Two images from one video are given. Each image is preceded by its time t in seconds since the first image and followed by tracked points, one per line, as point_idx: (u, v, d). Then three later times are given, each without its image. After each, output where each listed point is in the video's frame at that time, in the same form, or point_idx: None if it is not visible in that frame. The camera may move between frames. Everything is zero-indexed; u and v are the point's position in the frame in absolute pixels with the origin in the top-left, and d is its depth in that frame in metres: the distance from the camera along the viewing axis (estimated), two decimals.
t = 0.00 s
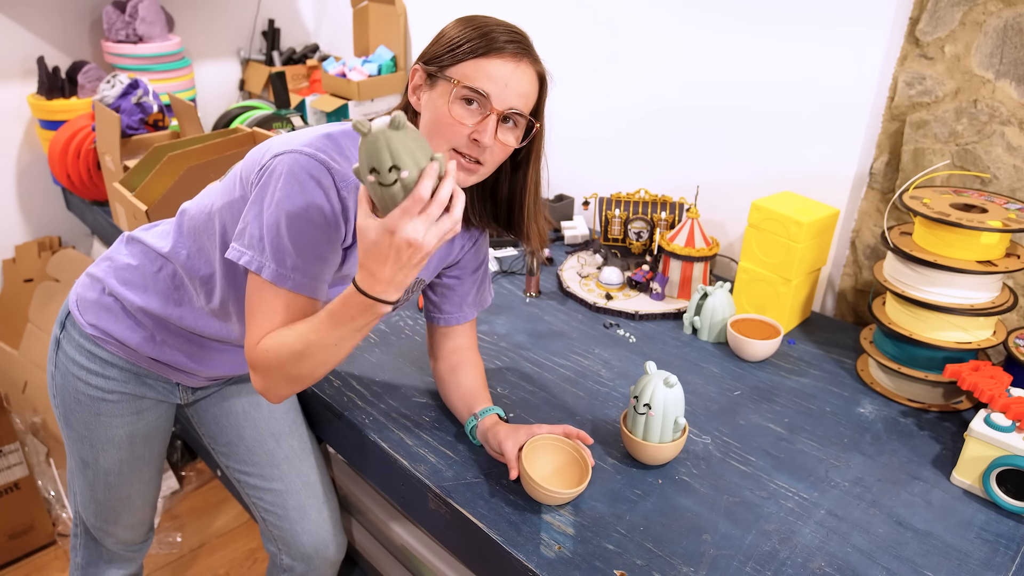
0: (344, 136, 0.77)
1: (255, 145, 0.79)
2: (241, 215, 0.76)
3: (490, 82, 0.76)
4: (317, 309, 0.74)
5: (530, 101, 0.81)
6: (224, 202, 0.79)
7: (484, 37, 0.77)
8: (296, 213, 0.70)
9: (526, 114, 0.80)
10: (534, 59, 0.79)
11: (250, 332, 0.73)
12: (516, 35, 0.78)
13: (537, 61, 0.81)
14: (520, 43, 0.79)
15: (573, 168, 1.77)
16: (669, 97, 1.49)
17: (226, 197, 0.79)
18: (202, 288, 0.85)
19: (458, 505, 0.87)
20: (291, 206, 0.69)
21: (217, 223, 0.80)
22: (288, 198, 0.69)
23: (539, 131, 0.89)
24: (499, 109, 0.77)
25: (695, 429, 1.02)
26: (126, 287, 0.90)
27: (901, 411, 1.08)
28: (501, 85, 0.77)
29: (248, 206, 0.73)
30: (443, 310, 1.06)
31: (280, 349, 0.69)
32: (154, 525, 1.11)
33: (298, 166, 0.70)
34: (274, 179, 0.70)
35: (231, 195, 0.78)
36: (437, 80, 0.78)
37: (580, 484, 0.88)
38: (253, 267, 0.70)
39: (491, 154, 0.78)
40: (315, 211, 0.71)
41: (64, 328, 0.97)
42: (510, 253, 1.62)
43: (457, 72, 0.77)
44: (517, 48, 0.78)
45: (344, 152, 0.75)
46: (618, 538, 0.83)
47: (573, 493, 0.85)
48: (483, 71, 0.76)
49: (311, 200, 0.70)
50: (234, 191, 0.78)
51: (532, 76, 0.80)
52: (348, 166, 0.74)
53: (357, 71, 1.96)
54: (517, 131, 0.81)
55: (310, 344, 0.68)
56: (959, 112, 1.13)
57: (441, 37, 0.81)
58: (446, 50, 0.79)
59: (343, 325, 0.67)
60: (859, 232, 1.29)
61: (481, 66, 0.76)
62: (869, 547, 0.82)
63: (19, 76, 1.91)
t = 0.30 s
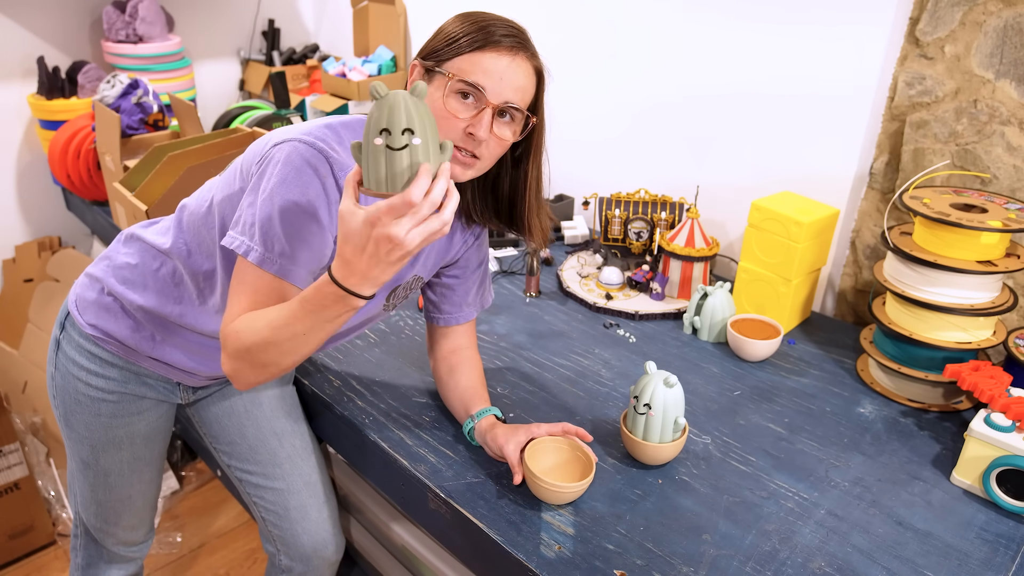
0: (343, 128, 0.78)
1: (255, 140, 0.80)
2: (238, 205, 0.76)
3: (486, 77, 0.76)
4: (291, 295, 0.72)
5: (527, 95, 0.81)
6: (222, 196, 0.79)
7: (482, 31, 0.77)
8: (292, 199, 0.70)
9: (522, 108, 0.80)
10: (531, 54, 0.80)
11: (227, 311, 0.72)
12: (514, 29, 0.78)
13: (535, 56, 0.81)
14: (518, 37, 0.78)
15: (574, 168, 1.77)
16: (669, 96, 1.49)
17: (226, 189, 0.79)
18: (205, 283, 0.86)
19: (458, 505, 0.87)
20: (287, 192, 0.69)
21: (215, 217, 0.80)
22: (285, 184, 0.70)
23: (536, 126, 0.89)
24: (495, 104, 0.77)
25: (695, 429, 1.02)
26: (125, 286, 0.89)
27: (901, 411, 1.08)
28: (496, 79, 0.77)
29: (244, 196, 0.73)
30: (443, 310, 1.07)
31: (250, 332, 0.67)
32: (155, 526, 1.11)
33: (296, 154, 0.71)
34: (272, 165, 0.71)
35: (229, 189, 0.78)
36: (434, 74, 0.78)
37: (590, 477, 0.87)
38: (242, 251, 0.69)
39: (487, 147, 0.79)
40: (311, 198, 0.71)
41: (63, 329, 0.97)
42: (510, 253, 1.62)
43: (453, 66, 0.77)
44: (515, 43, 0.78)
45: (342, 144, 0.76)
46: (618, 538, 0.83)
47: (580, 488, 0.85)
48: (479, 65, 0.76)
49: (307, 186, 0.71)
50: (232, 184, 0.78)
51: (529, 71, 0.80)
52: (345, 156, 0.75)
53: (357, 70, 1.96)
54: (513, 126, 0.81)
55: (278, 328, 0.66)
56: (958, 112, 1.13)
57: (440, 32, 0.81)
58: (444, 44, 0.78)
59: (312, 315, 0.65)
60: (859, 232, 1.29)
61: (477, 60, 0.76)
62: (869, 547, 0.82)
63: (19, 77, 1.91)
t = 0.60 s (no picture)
0: (336, 124, 0.79)
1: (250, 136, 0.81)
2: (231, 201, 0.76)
3: (473, 73, 0.76)
4: (282, 294, 0.72)
5: (518, 92, 0.80)
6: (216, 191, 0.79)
7: (472, 27, 0.77)
8: (283, 196, 0.70)
9: (512, 104, 0.79)
10: (522, 50, 0.79)
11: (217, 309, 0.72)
12: (505, 26, 0.78)
13: (526, 53, 0.80)
14: (509, 33, 0.78)
15: (574, 168, 1.77)
16: (670, 96, 1.48)
17: (221, 184, 0.79)
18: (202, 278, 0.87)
19: (458, 505, 0.87)
20: (277, 188, 0.70)
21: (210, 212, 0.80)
22: (275, 180, 0.70)
23: (530, 122, 0.88)
24: (483, 100, 0.77)
25: (695, 429, 1.02)
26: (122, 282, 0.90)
27: (901, 411, 1.08)
28: (483, 75, 0.77)
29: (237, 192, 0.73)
30: (440, 310, 1.06)
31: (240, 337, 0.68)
32: (154, 525, 1.12)
33: (288, 150, 0.71)
34: (263, 161, 0.71)
35: (223, 184, 0.79)
36: (424, 71, 0.78)
37: (587, 479, 0.86)
38: (233, 247, 0.70)
39: (476, 144, 0.79)
40: (302, 195, 0.71)
41: (61, 327, 0.97)
42: (510, 253, 1.62)
43: (442, 63, 0.77)
44: (505, 39, 0.78)
45: (335, 141, 0.77)
46: (618, 538, 0.83)
47: (579, 491, 0.85)
48: (466, 62, 0.76)
49: (298, 183, 0.71)
50: (226, 179, 0.79)
51: (519, 67, 0.79)
52: (338, 153, 0.76)
53: (357, 70, 1.96)
54: (503, 122, 0.81)
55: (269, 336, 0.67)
56: (959, 112, 1.13)
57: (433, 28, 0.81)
58: (435, 40, 0.79)
59: (302, 325, 0.65)
60: (859, 232, 1.29)
61: (465, 56, 0.76)
62: (869, 547, 0.82)
63: (19, 77, 1.91)
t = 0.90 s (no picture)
0: (330, 123, 0.79)
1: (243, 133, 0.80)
2: (226, 200, 0.75)
3: (472, 75, 0.77)
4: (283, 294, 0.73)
5: (515, 92, 0.81)
6: (211, 188, 0.79)
7: (469, 27, 0.77)
8: (279, 197, 0.70)
9: (509, 105, 0.80)
10: (519, 50, 0.79)
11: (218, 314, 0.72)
12: (502, 25, 0.78)
13: (523, 52, 0.80)
14: (506, 33, 0.78)
15: (574, 168, 1.77)
16: (670, 96, 1.48)
17: (215, 181, 0.79)
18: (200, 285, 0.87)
19: (458, 505, 0.87)
20: (273, 190, 0.69)
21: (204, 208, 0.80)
22: (271, 181, 0.69)
23: (526, 121, 0.89)
24: (481, 102, 0.78)
25: (695, 429, 1.02)
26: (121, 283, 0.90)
27: (901, 411, 1.08)
28: (482, 77, 0.77)
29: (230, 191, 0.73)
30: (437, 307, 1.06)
31: (250, 345, 0.68)
32: (154, 526, 1.11)
33: (283, 151, 0.71)
34: (258, 161, 0.71)
35: (218, 181, 0.78)
36: (422, 71, 0.78)
37: (587, 479, 0.87)
38: (229, 248, 0.69)
39: (473, 145, 0.80)
40: (298, 196, 0.71)
41: (59, 328, 0.97)
42: (510, 253, 1.62)
43: (440, 63, 0.77)
44: (502, 40, 0.77)
45: (330, 140, 0.77)
46: (618, 538, 0.83)
47: (580, 492, 0.85)
48: (465, 63, 0.76)
49: (294, 184, 0.71)
50: (221, 177, 0.78)
51: (517, 67, 0.79)
52: (333, 152, 0.76)
53: (357, 70, 1.96)
54: (499, 123, 0.81)
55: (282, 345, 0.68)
56: (959, 112, 1.13)
57: (430, 26, 0.80)
58: (432, 39, 0.78)
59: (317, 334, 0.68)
60: (859, 232, 1.29)
61: (463, 57, 0.76)
62: (869, 547, 0.82)
63: (19, 77, 1.91)
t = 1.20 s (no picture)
0: (323, 122, 0.78)
1: (233, 130, 0.79)
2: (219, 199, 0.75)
3: (473, 72, 0.77)
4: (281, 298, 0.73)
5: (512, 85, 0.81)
6: (202, 184, 0.79)
7: (466, 21, 0.76)
8: (274, 203, 0.69)
9: (508, 99, 0.81)
10: (516, 44, 0.79)
11: (220, 323, 0.71)
12: (499, 19, 0.77)
13: (520, 44, 0.80)
14: (504, 27, 0.77)
15: (574, 168, 1.77)
16: (671, 97, 1.48)
17: (204, 177, 0.79)
18: (195, 285, 0.86)
19: (458, 506, 0.87)
20: (269, 195, 0.69)
21: (195, 206, 0.80)
22: (266, 187, 0.69)
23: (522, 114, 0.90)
24: (482, 98, 0.79)
25: (695, 429, 1.02)
26: (116, 284, 0.90)
27: (901, 411, 1.08)
28: (484, 74, 0.77)
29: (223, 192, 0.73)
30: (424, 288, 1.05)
31: (265, 363, 0.70)
32: (153, 528, 1.11)
33: (277, 155, 0.70)
34: (250, 165, 0.70)
35: (209, 179, 0.78)
36: (419, 68, 0.78)
37: (587, 479, 0.87)
38: (225, 253, 0.69)
39: (474, 141, 0.81)
40: (293, 200, 0.71)
41: (56, 330, 0.97)
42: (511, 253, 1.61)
43: (439, 61, 0.77)
44: (501, 34, 0.77)
45: (324, 140, 0.76)
46: (618, 538, 0.83)
47: (580, 492, 0.85)
48: (466, 60, 0.76)
49: (289, 189, 0.70)
50: (212, 174, 0.77)
51: (514, 61, 0.80)
52: (327, 153, 0.75)
53: (357, 70, 1.95)
54: (498, 116, 0.82)
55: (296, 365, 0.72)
56: (959, 112, 1.13)
57: (423, 19, 0.79)
58: (427, 34, 0.77)
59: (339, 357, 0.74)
60: (859, 232, 1.29)
61: (464, 54, 0.76)
62: (869, 547, 0.82)
63: (19, 77, 1.91)
